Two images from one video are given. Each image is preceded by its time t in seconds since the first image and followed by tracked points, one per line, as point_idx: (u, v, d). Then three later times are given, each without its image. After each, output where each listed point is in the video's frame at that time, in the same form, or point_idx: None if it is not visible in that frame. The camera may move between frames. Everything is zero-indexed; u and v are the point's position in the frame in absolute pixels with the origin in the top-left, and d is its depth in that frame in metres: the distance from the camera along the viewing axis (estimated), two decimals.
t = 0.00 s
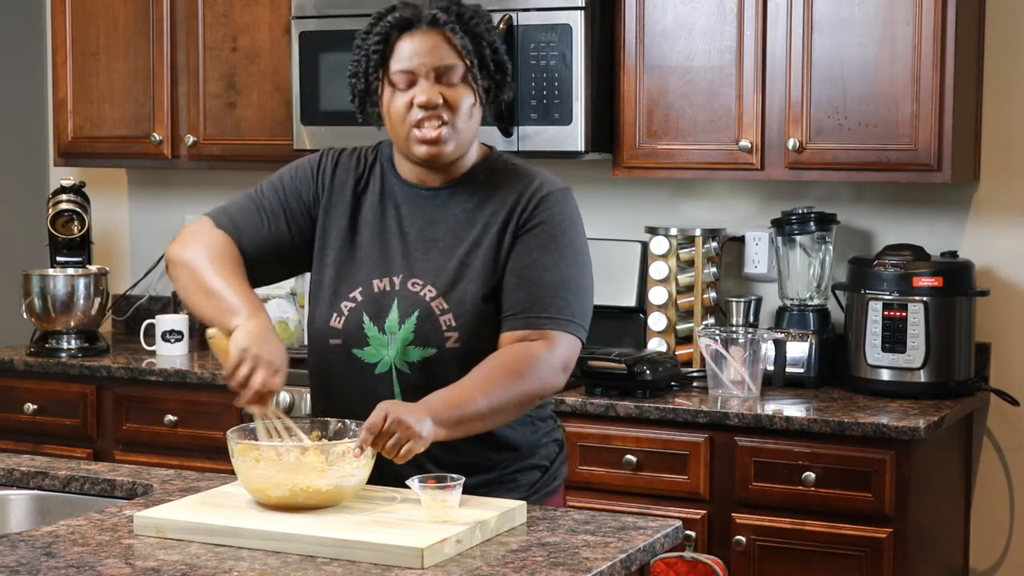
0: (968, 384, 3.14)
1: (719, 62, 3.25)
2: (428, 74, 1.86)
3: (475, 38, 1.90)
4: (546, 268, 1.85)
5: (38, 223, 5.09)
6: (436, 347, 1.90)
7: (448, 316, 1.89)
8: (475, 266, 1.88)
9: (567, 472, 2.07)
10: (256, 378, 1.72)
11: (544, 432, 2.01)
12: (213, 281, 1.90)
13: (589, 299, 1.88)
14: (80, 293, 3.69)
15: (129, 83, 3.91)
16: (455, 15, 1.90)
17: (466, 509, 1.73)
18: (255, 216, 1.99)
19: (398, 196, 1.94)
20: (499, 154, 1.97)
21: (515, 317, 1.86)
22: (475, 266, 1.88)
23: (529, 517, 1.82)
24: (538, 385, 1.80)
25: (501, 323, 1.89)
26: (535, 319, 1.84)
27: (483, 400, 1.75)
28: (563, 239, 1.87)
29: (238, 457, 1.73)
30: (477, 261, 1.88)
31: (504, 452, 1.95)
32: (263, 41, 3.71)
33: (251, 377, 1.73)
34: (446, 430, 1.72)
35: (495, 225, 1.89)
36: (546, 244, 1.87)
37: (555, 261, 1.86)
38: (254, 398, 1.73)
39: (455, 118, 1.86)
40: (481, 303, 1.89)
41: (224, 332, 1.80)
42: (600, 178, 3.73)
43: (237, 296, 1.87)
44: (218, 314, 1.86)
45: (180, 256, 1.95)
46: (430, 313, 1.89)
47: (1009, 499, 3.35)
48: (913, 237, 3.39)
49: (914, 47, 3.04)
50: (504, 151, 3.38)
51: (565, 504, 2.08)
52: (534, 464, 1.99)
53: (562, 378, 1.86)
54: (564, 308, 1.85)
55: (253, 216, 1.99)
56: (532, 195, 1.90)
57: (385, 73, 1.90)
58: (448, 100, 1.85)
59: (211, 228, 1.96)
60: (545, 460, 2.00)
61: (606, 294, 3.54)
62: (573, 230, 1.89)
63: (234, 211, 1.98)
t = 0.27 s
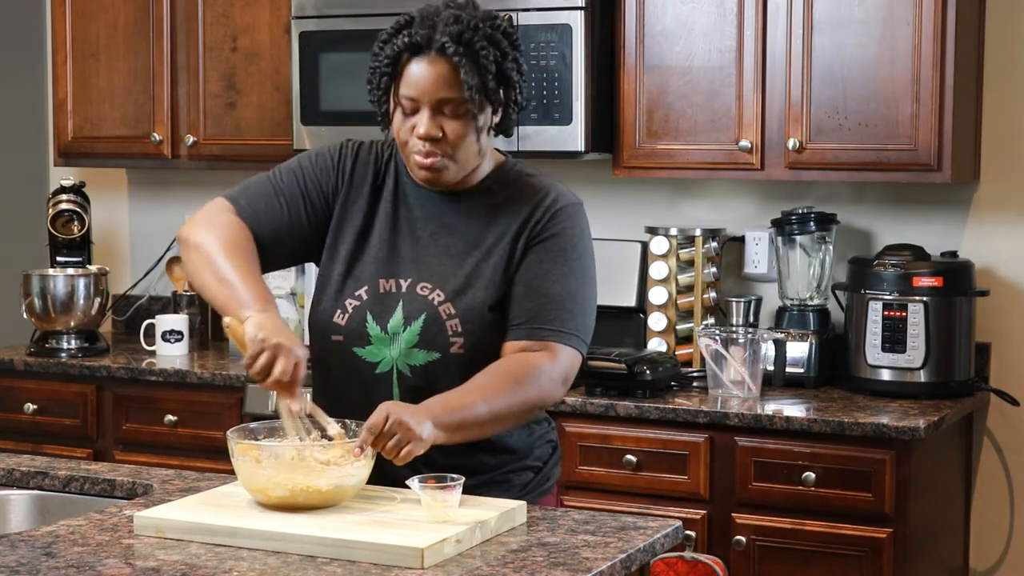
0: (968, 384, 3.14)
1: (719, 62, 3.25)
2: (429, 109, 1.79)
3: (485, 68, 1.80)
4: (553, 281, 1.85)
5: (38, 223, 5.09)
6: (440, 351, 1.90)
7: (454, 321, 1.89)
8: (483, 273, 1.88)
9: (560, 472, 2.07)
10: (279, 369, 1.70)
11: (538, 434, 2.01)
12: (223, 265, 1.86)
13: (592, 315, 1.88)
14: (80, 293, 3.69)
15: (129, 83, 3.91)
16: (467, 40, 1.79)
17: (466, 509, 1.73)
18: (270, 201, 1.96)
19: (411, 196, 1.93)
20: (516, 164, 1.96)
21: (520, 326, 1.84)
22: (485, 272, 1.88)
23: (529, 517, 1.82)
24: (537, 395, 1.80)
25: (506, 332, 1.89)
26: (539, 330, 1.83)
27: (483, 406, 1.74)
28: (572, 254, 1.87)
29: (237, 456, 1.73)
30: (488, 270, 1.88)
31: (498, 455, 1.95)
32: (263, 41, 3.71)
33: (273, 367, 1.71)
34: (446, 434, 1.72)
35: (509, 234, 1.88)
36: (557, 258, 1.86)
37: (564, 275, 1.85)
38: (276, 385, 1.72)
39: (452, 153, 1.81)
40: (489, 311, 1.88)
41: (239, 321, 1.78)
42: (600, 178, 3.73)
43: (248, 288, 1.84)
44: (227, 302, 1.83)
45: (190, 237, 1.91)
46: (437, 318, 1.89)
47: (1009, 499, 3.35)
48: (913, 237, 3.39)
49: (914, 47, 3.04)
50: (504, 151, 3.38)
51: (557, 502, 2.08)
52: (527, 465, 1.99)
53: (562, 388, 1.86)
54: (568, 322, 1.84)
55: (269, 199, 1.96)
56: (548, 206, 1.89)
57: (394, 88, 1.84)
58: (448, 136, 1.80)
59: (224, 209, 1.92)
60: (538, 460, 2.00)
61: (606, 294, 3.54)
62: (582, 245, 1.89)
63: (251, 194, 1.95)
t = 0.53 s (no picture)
0: (968, 384, 3.14)
1: (719, 62, 3.25)
2: (434, 118, 1.78)
3: (493, 79, 1.80)
4: (554, 290, 1.85)
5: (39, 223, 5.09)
6: (444, 357, 1.90)
7: (459, 328, 1.88)
8: (487, 277, 1.88)
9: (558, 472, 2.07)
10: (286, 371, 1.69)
11: (535, 434, 2.01)
12: (234, 256, 1.83)
13: (591, 324, 1.88)
14: (80, 293, 3.69)
15: (129, 83, 3.91)
16: (476, 51, 1.80)
17: (465, 509, 1.73)
18: (280, 193, 1.94)
19: (417, 196, 1.92)
20: (521, 169, 1.95)
21: (520, 334, 1.85)
22: (489, 276, 1.88)
23: (529, 517, 1.82)
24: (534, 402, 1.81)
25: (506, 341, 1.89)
26: (538, 338, 1.84)
27: (481, 409, 1.75)
28: (574, 263, 1.87)
29: (236, 456, 1.73)
30: (492, 275, 1.88)
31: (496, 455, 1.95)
32: (263, 41, 3.71)
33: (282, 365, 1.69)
34: (443, 436, 1.73)
35: (514, 240, 1.88)
36: (558, 268, 1.86)
37: (565, 286, 1.85)
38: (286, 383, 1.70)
39: (457, 163, 1.80)
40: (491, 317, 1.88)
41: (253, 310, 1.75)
42: (600, 178, 3.73)
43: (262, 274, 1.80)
44: (244, 294, 1.79)
45: (199, 225, 1.88)
46: (442, 324, 1.88)
47: (1009, 500, 3.35)
48: (913, 237, 3.39)
49: (914, 47, 3.04)
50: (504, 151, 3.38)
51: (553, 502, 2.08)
52: (525, 465, 1.99)
53: (559, 400, 1.87)
54: (568, 332, 1.85)
55: (279, 190, 1.94)
56: (552, 215, 1.89)
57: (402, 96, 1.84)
58: (453, 146, 1.79)
59: (233, 201, 1.90)
60: (536, 461, 2.00)
61: (606, 294, 3.54)
62: (585, 255, 1.89)
63: (262, 187, 1.93)
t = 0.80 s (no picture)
0: (968, 384, 3.14)
1: (719, 62, 3.25)
2: (437, 119, 1.78)
3: (498, 81, 1.80)
4: (556, 296, 1.86)
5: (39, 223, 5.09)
6: (443, 361, 1.90)
7: (458, 332, 1.89)
8: (488, 282, 1.88)
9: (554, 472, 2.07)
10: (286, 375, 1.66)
11: (533, 434, 2.01)
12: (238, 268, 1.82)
13: (591, 328, 1.90)
14: (80, 293, 3.69)
15: (129, 83, 3.91)
16: (482, 52, 1.79)
17: (465, 509, 1.73)
18: (286, 198, 1.93)
19: (418, 200, 1.92)
20: (523, 172, 1.96)
21: (522, 339, 1.86)
22: (491, 281, 1.88)
23: (528, 517, 1.82)
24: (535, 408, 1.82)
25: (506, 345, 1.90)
26: (538, 344, 1.85)
27: (483, 417, 1.76)
28: (576, 270, 1.88)
29: (236, 456, 1.73)
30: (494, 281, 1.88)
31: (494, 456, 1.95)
32: (263, 41, 3.71)
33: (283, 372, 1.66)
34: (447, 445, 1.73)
35: (517, 245, 1.88)
36: (560, 273, 1.87)
37: (566, 292, 1.86)
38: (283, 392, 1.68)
39: (459, 164, 1.80)
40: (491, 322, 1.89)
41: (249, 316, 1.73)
42: (600, 178, 3.73)
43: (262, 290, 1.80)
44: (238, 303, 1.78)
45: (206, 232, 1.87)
46: (442, 327, 1.89)
47: (1009, 500, 3.35)
48: (913, 237, 3.39)
49: (914, 47, 3.04)
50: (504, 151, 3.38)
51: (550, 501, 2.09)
52: (522, 465, 1.99)
53: (559, 405, 1.88)
54: (569, 338, 1.86)
55: (285, 194, 1.93)
56: (555, 219, 1.89)
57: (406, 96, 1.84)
58: (455, 147, 1.79)
59: (239, 209, 1.89)
60: (533, 461, 2.00)
61: (606, 294, 3.54)
62: (587, 260, 1.90)
63: (267, 193, 1.91)
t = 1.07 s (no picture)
0: (968, 384, 3.14)
1: (719, 62, 3.25)
2: (444, 130, 1.77)
3: (505, 95, 1.79)
4: (559, 305, 1.86)
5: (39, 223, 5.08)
6: (446, 366, 1.90)
7: (462, 338, 1.89)
8: (492, 287, 1.88)
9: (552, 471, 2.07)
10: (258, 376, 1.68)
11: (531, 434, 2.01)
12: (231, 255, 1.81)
13: (591, 338, 1.90)
14: (80, 293, 3.69)
15: (129, 83, 3.91)
16: (489, 65, 1.77)
17: (465, 509, 1.73)
18: (287, 189, 1.92)
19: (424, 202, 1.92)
20: (529, 177, 1.95)
21: (523, 346, 1.86)
22: (495, 285, 1.88)
23: (528, 517, 1.82)
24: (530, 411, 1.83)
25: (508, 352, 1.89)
26: (539, 352, 1.85)
27: (479, 417, 1.76)
28: (580, 279, 1.88)
29: (236, 455, 1.73)
30: (498, 286, 1.87)
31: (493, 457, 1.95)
32: (263, 42, 3.71)
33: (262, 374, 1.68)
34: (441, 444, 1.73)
35: (522, 252, 1.88)
36: (563, 283, 1.87)
37: (569, 301, 1.87)
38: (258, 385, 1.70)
39: (465, 175, 1.79)
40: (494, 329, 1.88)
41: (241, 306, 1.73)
42: (600, 178, 3.73)
43: (259, 273, 1.79)
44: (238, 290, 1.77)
45: (201, 219, 1.87)
46: (446, 332, 1.88)
47: (1009, 500, 3.35)
48: (913, 237, 3.39)
49: (914, 47, 3.04)
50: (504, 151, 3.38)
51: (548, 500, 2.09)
52: (521, 465, 1.99)
53: (552, 413, 1.88)
54: (569, 348, 1.87)
55: (286, 186, 1.93)
56: (561, 227, 1.89)
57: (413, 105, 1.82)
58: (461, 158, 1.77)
59: (235, 196, 1.88)
60: (532, 461, 2.00)
61: (606, 294, 3.54)
62: (590, 270, 1.90)
63: (269, 183, 1.91)
